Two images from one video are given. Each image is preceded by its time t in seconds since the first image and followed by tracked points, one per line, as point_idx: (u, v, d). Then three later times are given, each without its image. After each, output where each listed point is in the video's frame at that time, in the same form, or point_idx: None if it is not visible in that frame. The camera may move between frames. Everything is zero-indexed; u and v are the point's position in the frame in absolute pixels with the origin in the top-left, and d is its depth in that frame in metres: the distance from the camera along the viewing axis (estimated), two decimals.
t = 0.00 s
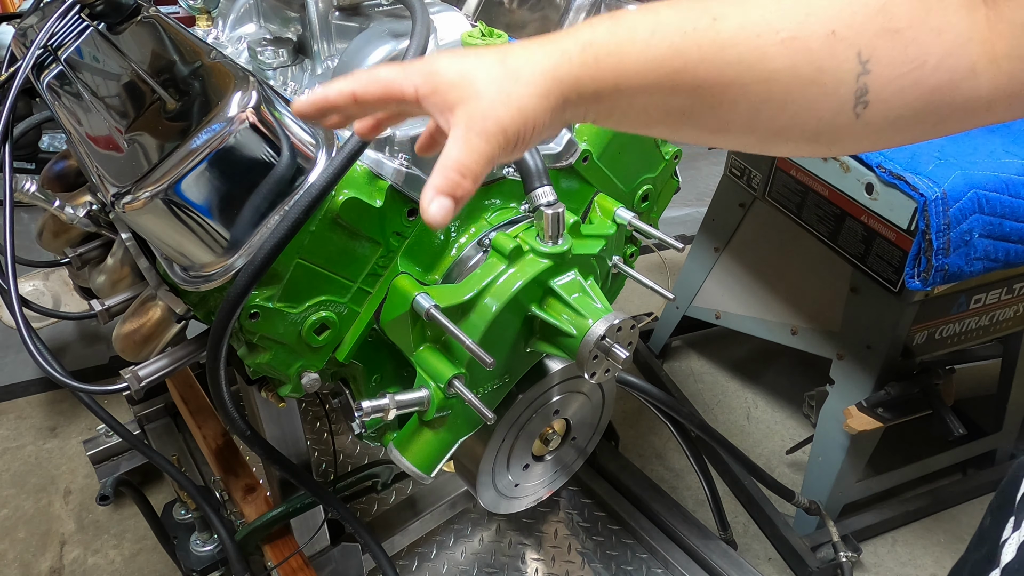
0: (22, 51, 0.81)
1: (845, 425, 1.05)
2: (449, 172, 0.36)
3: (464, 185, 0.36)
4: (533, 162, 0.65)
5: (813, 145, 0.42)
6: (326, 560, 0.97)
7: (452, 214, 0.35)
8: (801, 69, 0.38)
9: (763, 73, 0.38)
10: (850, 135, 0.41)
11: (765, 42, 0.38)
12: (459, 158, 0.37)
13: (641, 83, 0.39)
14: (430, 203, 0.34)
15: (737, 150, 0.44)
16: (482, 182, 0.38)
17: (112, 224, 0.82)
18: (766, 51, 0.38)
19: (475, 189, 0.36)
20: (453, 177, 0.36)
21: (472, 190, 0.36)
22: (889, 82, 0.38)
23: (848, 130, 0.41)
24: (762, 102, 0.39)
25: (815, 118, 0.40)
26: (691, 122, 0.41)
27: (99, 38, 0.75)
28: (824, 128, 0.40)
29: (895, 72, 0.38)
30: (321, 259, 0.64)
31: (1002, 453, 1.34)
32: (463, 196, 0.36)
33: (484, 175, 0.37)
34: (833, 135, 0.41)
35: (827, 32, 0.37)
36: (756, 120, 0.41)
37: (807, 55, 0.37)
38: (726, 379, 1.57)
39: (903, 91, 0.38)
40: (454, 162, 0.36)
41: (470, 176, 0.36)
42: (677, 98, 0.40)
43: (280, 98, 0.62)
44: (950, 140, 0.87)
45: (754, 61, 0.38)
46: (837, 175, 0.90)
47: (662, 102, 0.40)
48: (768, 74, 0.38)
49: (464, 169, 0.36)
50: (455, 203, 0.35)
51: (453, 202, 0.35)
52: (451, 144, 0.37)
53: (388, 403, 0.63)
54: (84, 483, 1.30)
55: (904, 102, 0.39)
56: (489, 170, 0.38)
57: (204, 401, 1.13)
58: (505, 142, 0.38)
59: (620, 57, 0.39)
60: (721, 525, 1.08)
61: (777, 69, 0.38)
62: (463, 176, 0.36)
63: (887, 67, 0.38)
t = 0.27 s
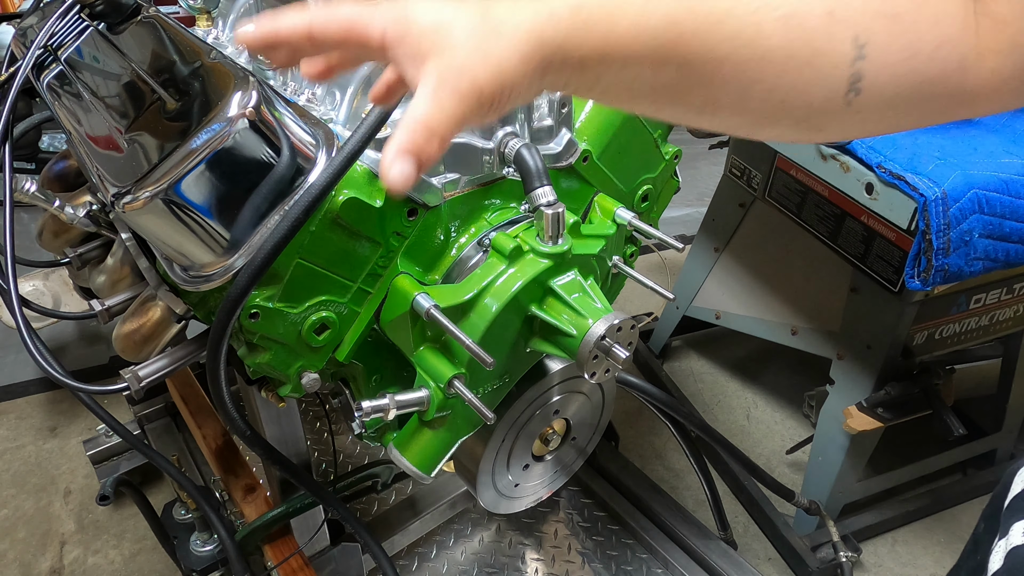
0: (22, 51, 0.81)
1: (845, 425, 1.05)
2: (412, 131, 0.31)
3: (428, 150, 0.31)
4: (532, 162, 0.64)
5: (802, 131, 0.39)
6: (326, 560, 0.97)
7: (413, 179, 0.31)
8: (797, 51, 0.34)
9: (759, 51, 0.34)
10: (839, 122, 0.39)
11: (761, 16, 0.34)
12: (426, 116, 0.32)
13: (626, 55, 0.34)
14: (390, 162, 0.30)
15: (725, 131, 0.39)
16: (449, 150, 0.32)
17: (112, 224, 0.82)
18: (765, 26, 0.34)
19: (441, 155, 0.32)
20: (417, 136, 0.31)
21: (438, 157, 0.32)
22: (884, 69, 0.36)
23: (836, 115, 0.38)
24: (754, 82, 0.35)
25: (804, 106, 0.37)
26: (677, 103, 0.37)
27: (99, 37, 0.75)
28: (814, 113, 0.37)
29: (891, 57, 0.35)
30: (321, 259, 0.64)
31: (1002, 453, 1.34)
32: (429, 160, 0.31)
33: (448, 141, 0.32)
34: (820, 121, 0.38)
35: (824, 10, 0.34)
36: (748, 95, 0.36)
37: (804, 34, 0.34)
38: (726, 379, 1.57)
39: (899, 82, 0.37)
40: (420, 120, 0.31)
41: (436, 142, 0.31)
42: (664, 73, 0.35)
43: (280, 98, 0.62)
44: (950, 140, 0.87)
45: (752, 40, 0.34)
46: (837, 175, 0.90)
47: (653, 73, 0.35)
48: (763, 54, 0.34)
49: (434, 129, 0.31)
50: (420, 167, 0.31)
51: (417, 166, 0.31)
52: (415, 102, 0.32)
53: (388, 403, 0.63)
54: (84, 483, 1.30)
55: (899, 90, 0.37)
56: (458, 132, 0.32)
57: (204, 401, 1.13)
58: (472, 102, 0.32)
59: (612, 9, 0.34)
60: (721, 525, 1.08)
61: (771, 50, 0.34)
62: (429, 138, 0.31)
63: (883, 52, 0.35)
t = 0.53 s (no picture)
0: (22, 51, 0.81)
1: (845, 425, 1.05)
2: (414, 249, 0.44)
3: (429, 260, 0.44)
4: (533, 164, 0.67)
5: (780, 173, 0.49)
6: (326, 560, 0.97)
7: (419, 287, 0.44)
8: (751, 106, 0.46)
9: (714, 114, 0.46)
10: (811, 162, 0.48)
11: (712, 89, 0.46)
12: (422, 234, 0.44)
13: (593, 136, 0.47)
14: (400, 279, 0.43)
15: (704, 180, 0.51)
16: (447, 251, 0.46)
17: (112, 224, 0.82)
18: (714, 95, 0.45)
19: (437, 261, 0.44)
20: (416, 253, 0.44)
21: (436, 263, 0.45)
22: (842, 112, 0.45)
23: (807, 157, 0.48)
24: (711, 133, 0.47)
25: (775, 151, 0.47)
26: (651, 164, 0.49)
27: (100, 37, 0.76)
28: (783, 156, 0.48)
29: (848, 102, 0.45)
30: (321, 259, 0.64)
31: (1002, 453, 1.34)
32: (428, 269, 0.44)
33: (447, 248, 0.45)
34: (793, 162, 0.48)
35: (774, 70, 0.45)
36: (714, 155, 0.48)
37: (754, 92, 0.45)
38: (726, 379, 1.57)
39: (859, 117, 0.45)
40: (418, 239, 0.44)
41: (434, 250, 0.44)
42: (629, 146, 0.48)
43: (280, 98, 0.62)
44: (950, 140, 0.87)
45: (705, 105, 0.46)
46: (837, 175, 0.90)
47: (618, 151, 0.48)
48: (719, 116, 0.46)
49: (426, 245, 0.44)
50: (422, 276, 0.44)
51: (419, 276, 0.44)
52: (414, 222, 0.45)
53: (388, 403, 0.63)
54: (84, 483, 1.30)
55: (862, 125, 0.46)
56: (451, 238, 0.46)
57: (204, 400, 1.13)
58: (464, 216, 0.47)
59: (563, 118, 0.47)
60: (721, 525, 1.07)
61: (725, 110, 0.46)
62: (426, 252, 0.44)
63: (836, 98, 0.45)
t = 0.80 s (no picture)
0: (22, 51, 0.81)
1: (845, 425, 1.05)
2: (412, 243, 0.44)
3: (428, 253, 0.45)
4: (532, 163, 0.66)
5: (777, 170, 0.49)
6: (326, 560, 0.97)
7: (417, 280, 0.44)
8: (746, 103, 0.46)
9: (711, 111, 0.46)
10: (810, 159, 0.48)
11: (711, 87, 0.46)
12: (421, 229, 0.45)
13: (590, 132, 0.47)
14: (399, 272, 0.44)
15: (703, 177, 0.52)
16: (446, 245, 0.46)
17: (112, 224, 0.82)
18: (711, 92, 0.46)
19: (436, 255, 0.45)
20: (415, 247, 0.44)
21: (435, 256, 0.45)
22: (840, 110, 0.45)
23: (804, 154, 0.48)
24: (708, 129, 0.47)
25: (772, 147, 0.47)
26: (649, 161, 0.49)
27: (99, 37, 0.76)
28: (780, 153, 0.48)
29: (846, 100, 0.45)
30: (321, 259, 0.64)
31: (1002, 453, 1.34)
32: (427, 263, 0.45)
33: (445, 241, 0.46)
34: (791, 159, 0.48)
35: (771, 68, 0.45)
36: (711, 152, 0.48)
37: (750, 90, 0.45)
38: (726, 379, 1.57)
39: (857, 114, 0.45)
40: (416, 234, 0.45)
41: (433, 244, 0.45)
42: (627, 144, 0.48)
43: (280, 98, 0.62)
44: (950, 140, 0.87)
45: (701, 101, 0.46)
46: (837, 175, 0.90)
47: (615, 147, 0.48)
48: (717, 113, 0.46)
49: (425, 240, 0.45)
50: (420, 269, 0.44)
51: (418, 269, 0.44)
52: (414, 217, 0.46)
53: (388, 403, 0.63)
54: (84, 483, 1.30)
55: (859, 122, 0.46)
56: (450, 233, 0.46)
57: (204, 401, 1.13)
58: (463, 211, 0.47)
59: (561, 115, 0.47)
60: (721, 525, 1.08)
61: (722, 107, 0.46)
62: (425, 246, 0.45)
63: (835, 96, 0.45)
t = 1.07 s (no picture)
0: (22, 51, 0.81)
1: (845, 425, 1.05)
2: (468, 214, 0.44)
3: (484, 224, 0.44)
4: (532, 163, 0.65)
5: (806, 145, 0.45)
6: (326, 560, 0.97)
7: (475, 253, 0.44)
8: (784, 81, 0.42)
9: (746, 89, 0.43)
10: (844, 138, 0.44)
11: (745, 64, 0.42)
12: (476, 202, 0.44)
13: (630, 108, 0.45)
14: (455, 244, 0.43)
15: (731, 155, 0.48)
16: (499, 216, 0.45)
17: (112, 224, 0.82)
18: (746, 70, 0.42)
19: (491, 226, 0.44)
20: (471, 219, 0.44)
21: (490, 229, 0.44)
22: (873, 86, 0.42)
23: (836, 130, 0.44)
24: (742, 108, 0.43)
25: (803, 123, 0.43)
26: (686, 137, 0.46)
27: (99, 37, 0.76)
28: (812, 131, 0.44)
29: (881, 76, 0.41)
30: (321, 259, 0.64)
31: (1002, 453, 1.34)
32: (484, 233, 0.44)
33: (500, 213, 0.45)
34: (822, 137, 0.44)
35: (805, 45, 0.41)
36: (746, 127, 0.45)
37: (787, 67, 0.42)
38: (726, 379, 1.57)
39: (888, 91, 0.42)
40: (472, 206, 0.44)
41: (488, 216, 0.44)
42: (665, 121, 0.45)
43: (280, 98, 0.62)
44: (950, 140, 0.87)
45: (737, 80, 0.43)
46: (837, 175, 0.90)
47: (654, 124, 0.46)
48: (752, 90, 0.43)
49: (481, 211, 0.44)
50: (478, 240, 0.44)
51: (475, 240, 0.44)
52: (469, 191, 0.45)
53: (388, 403, 0.63)
54: (84, 483, 1.30)
55: (891, 98, 0.42)
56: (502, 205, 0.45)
57: (204, 401, 1.13)
58: (514, 184, 0.46)
59: (605, 92, 0.45)
60: (721, 525, 1.08)
61: (759, 85, 0.43)
62: (481, 217, 0.44)
63: (870, 71, 0.41)
